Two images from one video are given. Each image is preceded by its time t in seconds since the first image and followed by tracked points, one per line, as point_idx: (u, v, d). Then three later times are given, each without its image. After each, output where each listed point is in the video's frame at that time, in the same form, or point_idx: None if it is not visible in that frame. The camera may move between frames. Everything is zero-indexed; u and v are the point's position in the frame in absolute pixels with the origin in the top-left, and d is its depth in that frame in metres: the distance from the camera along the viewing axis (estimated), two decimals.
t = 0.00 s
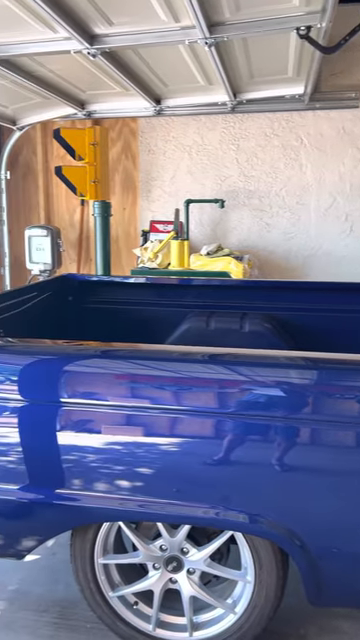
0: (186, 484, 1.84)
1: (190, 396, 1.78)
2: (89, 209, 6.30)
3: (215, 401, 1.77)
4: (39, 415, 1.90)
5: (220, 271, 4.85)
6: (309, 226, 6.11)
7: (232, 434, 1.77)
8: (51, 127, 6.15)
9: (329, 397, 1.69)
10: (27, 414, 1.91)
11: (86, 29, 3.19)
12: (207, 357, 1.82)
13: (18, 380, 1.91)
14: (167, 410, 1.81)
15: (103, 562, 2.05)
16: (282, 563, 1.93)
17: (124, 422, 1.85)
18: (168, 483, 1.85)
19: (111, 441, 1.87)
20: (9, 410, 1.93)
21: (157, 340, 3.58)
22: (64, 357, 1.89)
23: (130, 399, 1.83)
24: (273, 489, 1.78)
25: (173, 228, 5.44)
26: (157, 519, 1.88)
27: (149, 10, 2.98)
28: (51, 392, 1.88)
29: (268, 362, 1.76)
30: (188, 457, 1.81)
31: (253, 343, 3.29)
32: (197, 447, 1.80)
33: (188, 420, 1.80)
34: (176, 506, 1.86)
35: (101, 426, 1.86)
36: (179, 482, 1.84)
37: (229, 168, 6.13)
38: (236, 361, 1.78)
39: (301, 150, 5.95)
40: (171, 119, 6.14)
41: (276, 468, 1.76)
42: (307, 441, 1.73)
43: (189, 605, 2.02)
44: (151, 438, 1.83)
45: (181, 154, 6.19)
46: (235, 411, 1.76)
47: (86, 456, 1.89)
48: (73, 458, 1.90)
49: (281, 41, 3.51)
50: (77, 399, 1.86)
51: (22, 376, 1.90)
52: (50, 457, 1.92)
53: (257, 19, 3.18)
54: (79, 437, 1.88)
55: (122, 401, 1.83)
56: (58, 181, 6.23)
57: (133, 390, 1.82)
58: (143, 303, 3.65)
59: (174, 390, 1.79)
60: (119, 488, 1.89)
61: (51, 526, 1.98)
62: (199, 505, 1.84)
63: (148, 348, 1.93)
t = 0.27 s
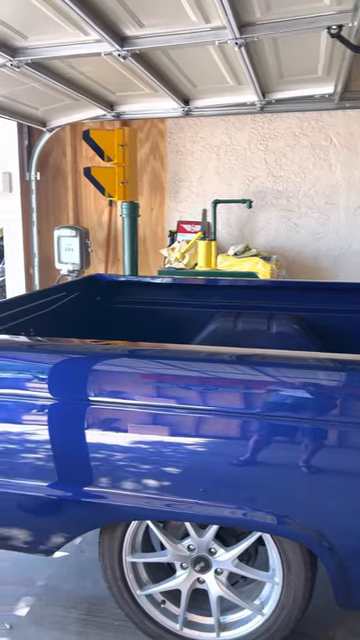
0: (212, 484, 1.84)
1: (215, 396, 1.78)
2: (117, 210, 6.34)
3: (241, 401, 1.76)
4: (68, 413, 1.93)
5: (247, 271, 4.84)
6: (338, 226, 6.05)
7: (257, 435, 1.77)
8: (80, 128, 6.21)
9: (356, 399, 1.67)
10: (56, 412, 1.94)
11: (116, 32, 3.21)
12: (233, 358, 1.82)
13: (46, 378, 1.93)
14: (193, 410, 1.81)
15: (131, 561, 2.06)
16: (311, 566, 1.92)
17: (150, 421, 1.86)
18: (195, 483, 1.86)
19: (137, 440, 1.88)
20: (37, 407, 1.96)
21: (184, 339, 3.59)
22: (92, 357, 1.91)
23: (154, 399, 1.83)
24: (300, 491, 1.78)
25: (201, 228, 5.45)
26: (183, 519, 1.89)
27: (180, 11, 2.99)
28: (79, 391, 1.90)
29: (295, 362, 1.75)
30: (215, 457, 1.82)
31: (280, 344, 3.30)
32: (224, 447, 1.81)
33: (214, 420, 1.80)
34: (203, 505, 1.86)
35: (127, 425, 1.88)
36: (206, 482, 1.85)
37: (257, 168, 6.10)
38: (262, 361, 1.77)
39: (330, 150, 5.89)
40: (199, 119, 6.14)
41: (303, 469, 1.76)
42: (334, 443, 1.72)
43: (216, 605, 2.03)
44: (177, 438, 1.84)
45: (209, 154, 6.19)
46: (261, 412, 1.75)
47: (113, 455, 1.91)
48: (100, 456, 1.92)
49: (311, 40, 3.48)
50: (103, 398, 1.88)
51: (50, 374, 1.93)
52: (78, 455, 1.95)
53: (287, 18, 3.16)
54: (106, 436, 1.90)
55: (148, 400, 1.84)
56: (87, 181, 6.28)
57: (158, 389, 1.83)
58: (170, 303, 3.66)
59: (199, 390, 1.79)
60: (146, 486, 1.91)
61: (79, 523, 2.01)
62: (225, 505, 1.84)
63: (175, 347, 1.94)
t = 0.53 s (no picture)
0: (239, 485, 1.84)
1: (241, 397, 1.78)
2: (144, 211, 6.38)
3: (267, 402, 1.76)
4: (94, 412, 1.94)
5: (274, 272, 4.82)
6: None
7: (283, 436, 1.76)
8: (108, 129, 6.25)
9: None
10: (82, 410, 1.95)
11: (146, 33, 3.23)
12: (261, 358, 1.81)
13: (73, 377, 1.94)
14: (218, 410, 1.81)
15: (159, 560, 2.07)
16: (341, 570, 1.90)
17: (175, 421, 1.86)
18: (221, 483, 1.86)
19: (163, 440, 1.88)
20: (63, 405, 1.97)
21: (210, 339, 3.59)
22: (121, 357, 1.92)
23: (179, 399, 1.83)
24: (327, 493, 1.76)
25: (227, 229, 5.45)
26: (210, 519, 1.89)
27: (211, 12, 3.00)
28: (106, 390, 1.91)
29: (322, 364, 1.73)
30: (241, 458, 1.82)
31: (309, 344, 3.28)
32: (249, 448, 1.80)
33: (240, 421, 1.79)
34: (229, 506, 1.86)
35: (153, 424, 1.89)
36: (233, 483, 1.85)
37: (285, 168, 6.07)
38: (289, 362, 1.76)
39: None
40: (227, 120, 6.13)
41: (331, 472, 1.75)
42: None
43: (244, 607, 2.02)
44: (202, 438, 1.84)
45: (236, 154, 6.18)
46: (286, 413, 1.75)
47: (139, 454, 1.92)
48: (126, 455, 1.93)
49: (343, 39, 3.45)
50: (128, 397, 1.89)
51: (77, 373, 1.94)
52: (105, 453, 1.96)
53: (319, 17, 3.14)
54: (131, 435, 1.91)
55: (173, 399, 1.84)
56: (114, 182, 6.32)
57: (183, 389, 1.83)
58: (197, 304, 3.66)
59: (225, 390, 1.79)
60: (172, 486, 1.91)
61: (107, 521, 2.02)
62: (252, 506, 1.84)
63: (202, 348, 1.94)
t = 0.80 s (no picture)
0: (262, 487, 1.84)
1: (264, 398, 1.77)
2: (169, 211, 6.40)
3: (290, 405, 1.75)
4: (118, 411, 1.95)
5: (300, 273, 4.79)
6: None
7: (307, 439, 1.75)
8: (133, 130, 6.28)
9: None
10: (107, 410, 1.96)
11: (173, 34, 3.23)
12: (286, 360, 1.80)
13: (98, 377, 1.95)
14: (241, 411, 1.81)
15: (185, 561, 2.07)
16: None
17: (198, 422, 1.86)
18: (245, 485, 1.86)
19: (186, 440, 1.89)
20: (87, 405, 1.98)
21: (234, 340, 3.58)
22: (145, 357, 1.92)
23: (202, 400, 1.83)
24: (352, 496, 1.75)
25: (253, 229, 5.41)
26: (234, 520, 1.88)
27: (239, 12, 2.99)
28: (131, 390, 1.92)
29: (347, 366, 1.72)
30: (265, 460, 1.81)
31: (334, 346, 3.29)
32: (273, 450, 1.80)
33: (264, 422, 1.79)
34: (253, 508, 1.86)
35: (176, 424, 1.89)
36: (257, 484, 1.85)
37: (310, 168, 6.02)
38: (314, 364, 1.75)
39: None
40: (252, 120, 6.11)
41: (356, 475, 1.73)
42: None
43: (270, 609, 2.02)
44: (225, 439, 1.84)
45: (262, 155, 6.15)
46: (311, 415, 1.73)
47: (163, 455, 1.92)
48: (150, 455, 1.94)
49: None
50: (150, 397, 1.90)
51: (101, 372, 1.95)
52: (129, 453, 1.97)
53: (348, 16, 3.11)
54: (154, 435, 1.92)
55: (196, 400, 1.84)
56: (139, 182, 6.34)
57: (205, 390, 1.82)
58: (221, 304, 3.66)
59: (248, 392, 1.78)
60: (196, 487, 1.91)
61: (132, 521, 2.03)
62: (276, 508, 1.83)
63: (227, 348, 1.94)
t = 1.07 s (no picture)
0: (284, 489, 1.83)
1: (286, 399, 1.76)
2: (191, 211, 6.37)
3: (313, 406, 1.73)
4: (140, 411, 1.95)
5: (323, 273, 4.75)
6: None
7: (330, 441, 1.74)
8: (156, 130, 6.29)
9: None
10: (129, 409, 1.97)
11: (197, 34, 3.23)
12: (309, 361, 1.79)
13: (120, 376, 1.96)
14: (262, 412, 1.80)
15: (208, 562, 2.06)
16: None
17: (219, 423, 1.86)
18: (267, 487, 1.85)
19: (207, 441, 1.89)
20: (108, 404, 1.99)
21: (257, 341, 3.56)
22: (168, 357, 1.92)
23: (224, 400, 1.83)
24: None
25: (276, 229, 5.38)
26: (256, 522, 1.88)
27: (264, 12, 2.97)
28: (152, 390, 1.92)
29: None
30: (287, 462, 1.80)
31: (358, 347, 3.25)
32: (294, 452, 1.79)
33: (286, 424, 1.78)
34: (275, 510, 1.85)
35: (197, 425, 1.89)
36: (279, 486, 1.84)
37: (334, 168, 5.96)
38: (337, 366, 1.73)
39: None
40: (276, 120, 6.08)
41: None
42: None
43: (293, 612, 2.00)
44: (247, 440, 1.84)
45: (285, 155, 6.11)
46: (333, 417, 1.71)
47: (184, 455, 1.92)
48: (171, 456, 1.94)
49: None
50: (170, 397, 1.90)
51: (124, 371, 1.95)
52: (151, 453, 1.97)
53: None
54: (175, 435, 1.92)
55: (217, 401, 1.84)
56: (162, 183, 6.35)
57: (227, 390, 1.82)
58: (243, 305, 3.65)
59: (269, 393, 1.77)
60: (218, 488, 1.91)
61: (154, 521, 2.04)
62: (298, 510, 1.82)
63: (250, 349, 1.93)
